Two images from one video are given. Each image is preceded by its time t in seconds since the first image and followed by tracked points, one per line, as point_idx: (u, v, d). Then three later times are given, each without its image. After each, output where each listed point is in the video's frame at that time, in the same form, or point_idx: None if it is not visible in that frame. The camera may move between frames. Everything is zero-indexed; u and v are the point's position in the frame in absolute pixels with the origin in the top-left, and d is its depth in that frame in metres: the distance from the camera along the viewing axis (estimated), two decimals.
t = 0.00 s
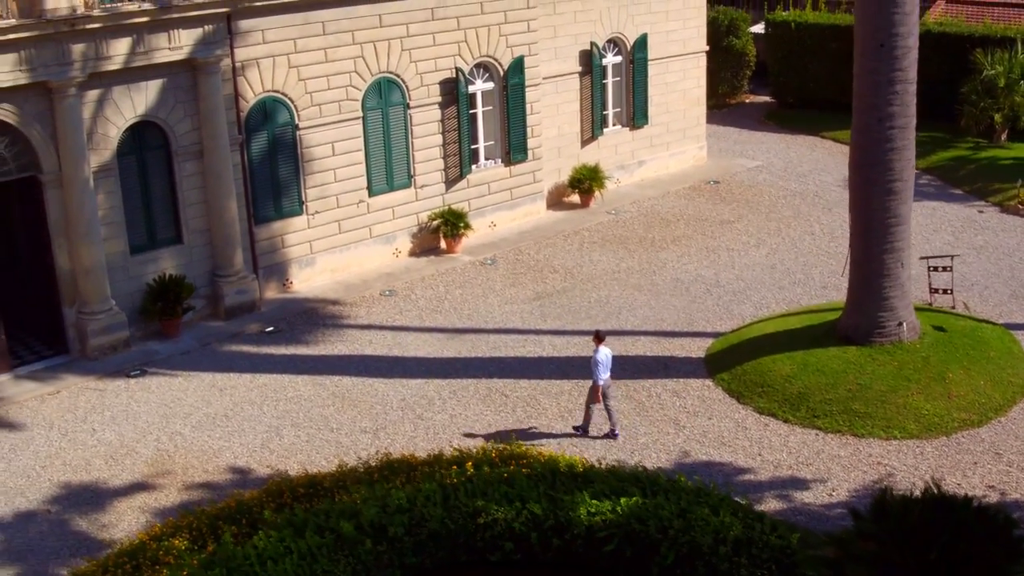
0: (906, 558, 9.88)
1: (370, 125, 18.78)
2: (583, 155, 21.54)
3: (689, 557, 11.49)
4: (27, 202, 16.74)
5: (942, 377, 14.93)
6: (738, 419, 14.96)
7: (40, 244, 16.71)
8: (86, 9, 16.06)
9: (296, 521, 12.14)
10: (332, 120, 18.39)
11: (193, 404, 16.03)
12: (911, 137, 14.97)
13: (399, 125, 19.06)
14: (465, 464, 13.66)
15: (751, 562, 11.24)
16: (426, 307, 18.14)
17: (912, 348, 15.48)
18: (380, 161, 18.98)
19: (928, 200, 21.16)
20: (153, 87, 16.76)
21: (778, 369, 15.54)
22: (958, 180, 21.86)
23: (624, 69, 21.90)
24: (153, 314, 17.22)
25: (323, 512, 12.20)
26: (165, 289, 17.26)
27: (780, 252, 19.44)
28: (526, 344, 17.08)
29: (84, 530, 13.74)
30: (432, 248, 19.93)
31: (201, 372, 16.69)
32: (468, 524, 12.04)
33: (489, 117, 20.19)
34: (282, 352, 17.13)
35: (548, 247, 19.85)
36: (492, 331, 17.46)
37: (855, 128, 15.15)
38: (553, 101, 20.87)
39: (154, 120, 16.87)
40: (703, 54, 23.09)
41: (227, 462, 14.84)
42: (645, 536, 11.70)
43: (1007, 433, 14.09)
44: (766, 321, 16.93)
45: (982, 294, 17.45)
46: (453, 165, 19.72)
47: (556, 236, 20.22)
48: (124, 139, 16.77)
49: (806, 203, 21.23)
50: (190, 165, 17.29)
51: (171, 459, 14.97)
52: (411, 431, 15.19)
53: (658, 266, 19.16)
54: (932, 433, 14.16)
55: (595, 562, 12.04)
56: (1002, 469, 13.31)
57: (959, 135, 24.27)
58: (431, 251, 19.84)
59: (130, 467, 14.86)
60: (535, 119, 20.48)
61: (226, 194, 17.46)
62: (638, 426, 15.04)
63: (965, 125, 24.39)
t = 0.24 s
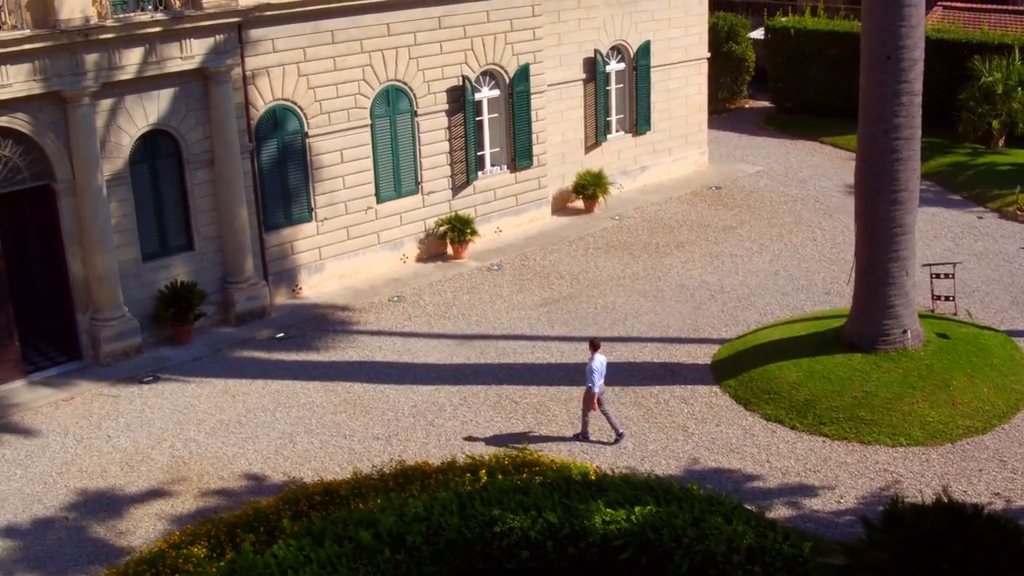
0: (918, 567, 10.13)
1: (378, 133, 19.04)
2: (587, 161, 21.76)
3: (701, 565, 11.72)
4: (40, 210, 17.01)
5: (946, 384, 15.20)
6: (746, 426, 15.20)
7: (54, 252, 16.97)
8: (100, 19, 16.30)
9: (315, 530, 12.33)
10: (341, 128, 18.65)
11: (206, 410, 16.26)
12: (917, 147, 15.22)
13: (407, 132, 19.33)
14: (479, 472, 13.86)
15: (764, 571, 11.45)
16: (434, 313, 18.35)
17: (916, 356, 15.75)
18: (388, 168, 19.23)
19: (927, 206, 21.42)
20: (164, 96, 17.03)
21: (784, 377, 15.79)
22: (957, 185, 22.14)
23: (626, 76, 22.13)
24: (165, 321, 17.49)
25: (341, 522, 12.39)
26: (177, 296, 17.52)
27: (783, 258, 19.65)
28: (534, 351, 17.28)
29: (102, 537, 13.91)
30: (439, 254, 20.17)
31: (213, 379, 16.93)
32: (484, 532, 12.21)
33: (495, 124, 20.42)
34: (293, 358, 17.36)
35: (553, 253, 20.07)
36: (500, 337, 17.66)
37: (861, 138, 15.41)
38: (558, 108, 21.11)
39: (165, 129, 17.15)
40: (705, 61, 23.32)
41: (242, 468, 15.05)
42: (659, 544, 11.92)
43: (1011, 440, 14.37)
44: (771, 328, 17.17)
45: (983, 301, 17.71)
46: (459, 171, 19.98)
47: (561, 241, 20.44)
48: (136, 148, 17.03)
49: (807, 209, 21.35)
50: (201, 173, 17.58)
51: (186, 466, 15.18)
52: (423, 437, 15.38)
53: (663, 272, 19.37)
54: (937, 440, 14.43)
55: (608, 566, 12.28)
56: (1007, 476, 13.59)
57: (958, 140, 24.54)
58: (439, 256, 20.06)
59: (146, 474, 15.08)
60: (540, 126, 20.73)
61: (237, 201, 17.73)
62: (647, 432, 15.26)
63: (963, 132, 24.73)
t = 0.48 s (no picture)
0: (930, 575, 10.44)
1: (387, 140, 19.29)
2: (592, 167, 21.99)
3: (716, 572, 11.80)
4: (54, 217, 17.29)
5: (951, 392, 15.46)
6: (754, 432, 15.42)
7: (68, 259, 17.25)
8: (113, 29, 16.53)
9: (333, 538, 12.50)
10: (350, 135, 18.92)
11: (220, 416, 16.47)
12: (923, 158, 15.46)
13: (415, 139, 19.58)
14: (492, 480, 14.05)
15: None
16: (442, 319, 18.56)
17: (921, 363, 16.00)
18: (397, 175, 19.51)
19: (927, 212, 21.70)
20: (177, 105, 17.30)
21: (791, 383, 16.01)
22: (956, 191, 22.41)
23: (630, 82, 22.33)
24: (177, 327, 17.76)
25: (360, 531, 12.55)
26: (189, 303, 17.79)
27: (787, 264, 19.86)
28: (544, 357, 17.48)
29: (120, 544, 14.05)
30: (446, 259, 20.43)
31: (226, 385, 17.16)
32: (501, 541, 12.36)
33: (501, 132, 20.67)
34: (305, 364, 17.58)
35: (559, 258, 20.29)
36: (509, 343, 17.85)
37: (868, 149, 15.63)
38: (563, 115, 21.34)
39: (178, 137, 17.43)
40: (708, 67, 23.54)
41: (257, 475, 15.23)
42: (674, 552, 12.02)
43: (1015, 447, 14.64)
44: (777, 334, 17.37)
45: (984, 307, 17.98)
46: (467, 178, 20.25)
47: (567, 247, 20.66)
48: (149, 156, 17.31)
49: (809, 216, 21.48)
50: (213, 181, 17.85)
51: (202, 473, 15.36)
52: (436, 444, 15.56)
53: (668, 277, 19.57)
54: (943, 447, 14.70)
55: None
56: (1012, 483, 13.87)
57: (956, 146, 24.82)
58: (446, 262, 20.35)
59: (162, 480, 15.25)
60: (546, 133, 20.98)
61: (248, 209, 18.00)
62: (656, 439, 15.47)
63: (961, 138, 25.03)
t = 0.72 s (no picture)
0: None
1: (396, 148, 19.59)
2: (597, 173, 22.22)
3: None
4: (70, 225, 17.63)
5: (957, 398, 15.71)
6: (764, 439, 15.64)
7: (83, 266, 17.59)
8: (128, 38, 16.81)
9: (353, 546, 12.71)
10: (361, 143, 19.21)
11: (235, 423, 16.68)
12: (930, 168, 15.70)
13: (425, 147, 19.88)
14: (508, 487, 14.27)
15: None
16: (452, 325, 18.80)
17: (927, 370, 16.25)
18: (406, 182, 19.80)
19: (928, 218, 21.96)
20: (190, 114, 17.61)
21: (799, 391, 16.23)
22: (957, 197, 22.68)
23: (635, 89, 22.55)
24: (191, 333, 18.04)
25: (379, 539, 12.76)
26: (202, 309, 18.08)
27: (791, 269, 20.04)
28: (554, 363, 17.67)
29: (139, 550, 14.19)
30: (455, 265, 20.68)
31: (239, 391, 17.39)
32: (519, 549, 12.57)
33: (509, 138, 20.95)
34: (318, 370, 17.82)
35: (566, 264, 20.51)
36: (519, 349, 18.05)
37: (875, 159, 15.87)
38: (570, 121, 21.59)
39: (191, 146, 17.74)
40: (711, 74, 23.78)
41: (273, 481, 15.40)
42: (691, 562, 12.24)
43: (1022, 453, 14.89)
44: (785, 340, 17.59)
45: (988, 313, 18.24)
46: (475, 184, 20.53)
47: (574, 253, 20.89)
48: (163, 164, 17.64)
49: (813, 221, 21.75)
50: (226, 188, 18.16)
51: (218, 479, 15.54)
52: (449, 450, 15.76)
53: (674, 283, 19.75)
54: (950, 453, 14.95)
55: None
56: (1018, 490, 14.13)
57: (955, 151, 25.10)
58: (454, 267, 20.60)
59: (179, 487, 15.42)
60: (552, 139, 21.25)
61: (260, 216, 18.29)
62: (667, 446, 15.66)
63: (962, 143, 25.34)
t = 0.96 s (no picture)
0: None
1: (407, 154, 19.90)
2: (602, 178, 22.48)
3: None
4: (87, 231, 18.00)
5: (964, 404, 15.96)
6: (774, 444, 15.86)
7: (100, 272, 17.96)
8: (143, 46, 17.17)
9: (373, 552, 12.88)
10: (372, 149, 19.53)
11: (250, 427, 16.87)
12: (938, 177, 15.94)
13: (435, 153, 20.19)
14: (523, 493, 14.45)
15: None
16: (463, 329, 19.04)
17: (934, 376, 16.49)
18: (417, 188, 20.08)
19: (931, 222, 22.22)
20: (205, 121, 17.98)
21: (808, 396, 16.46)
22: (958, 202, 22.94)
23: (641, 94, 22.80)
24: (205, 338, 18.35)
25: (399, 545, 12.93)
26: (216, 313, 18.39)
27: (797, 274, 20.20)
28: (564, 367, 17.86)
29: (159, 555, 14.34)
30: (464, 269, 20.97)
31: (254, 396, 17.60)
32: (538, 556, 12.76)
33: (517, 144, 21.23)
34: (331, 375, 18.03)
35: (574, 268, 20.73)
36: (530, 354, 18.23)
37: (884, 168, 16.11)
38: (576, 127, 21.87)
39: (206, 153, 18.10)
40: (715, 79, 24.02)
41: (289, 486, 15.57)
42: (707, 567, 12.46)
43: None
44: (793, 345, 17.80)
45: (991, 318, 18.51)
46: (483, 189, 20.80)
47: (581, 257, 21.12)
48: (177, 171, 17.99)
49: (816, 225, 21.92)
50: (239, 195, 18.51)
51: (235, 484, 15.71)
52: (463, 455, 15.95)
53: (682, 288, 19.94)
54: (957, 458, 15.20)
55: None
56: None
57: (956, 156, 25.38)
58: (463, 272, 20.88)
59: (196, 492, 15.59)
60: (559, 145, 21.52)
61: (273, 221, 18.62)
62: (679, 451, 15.86)
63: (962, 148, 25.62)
